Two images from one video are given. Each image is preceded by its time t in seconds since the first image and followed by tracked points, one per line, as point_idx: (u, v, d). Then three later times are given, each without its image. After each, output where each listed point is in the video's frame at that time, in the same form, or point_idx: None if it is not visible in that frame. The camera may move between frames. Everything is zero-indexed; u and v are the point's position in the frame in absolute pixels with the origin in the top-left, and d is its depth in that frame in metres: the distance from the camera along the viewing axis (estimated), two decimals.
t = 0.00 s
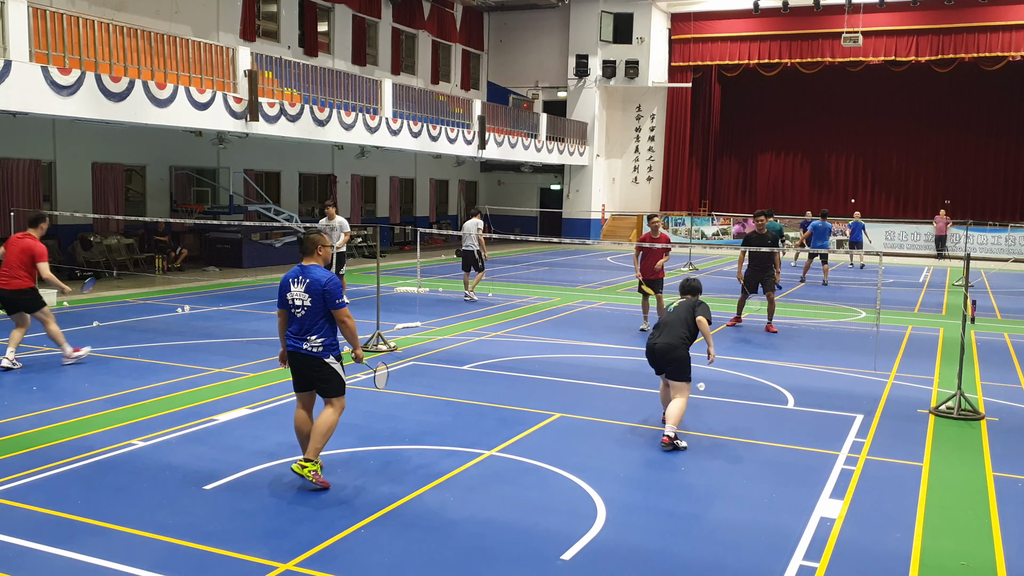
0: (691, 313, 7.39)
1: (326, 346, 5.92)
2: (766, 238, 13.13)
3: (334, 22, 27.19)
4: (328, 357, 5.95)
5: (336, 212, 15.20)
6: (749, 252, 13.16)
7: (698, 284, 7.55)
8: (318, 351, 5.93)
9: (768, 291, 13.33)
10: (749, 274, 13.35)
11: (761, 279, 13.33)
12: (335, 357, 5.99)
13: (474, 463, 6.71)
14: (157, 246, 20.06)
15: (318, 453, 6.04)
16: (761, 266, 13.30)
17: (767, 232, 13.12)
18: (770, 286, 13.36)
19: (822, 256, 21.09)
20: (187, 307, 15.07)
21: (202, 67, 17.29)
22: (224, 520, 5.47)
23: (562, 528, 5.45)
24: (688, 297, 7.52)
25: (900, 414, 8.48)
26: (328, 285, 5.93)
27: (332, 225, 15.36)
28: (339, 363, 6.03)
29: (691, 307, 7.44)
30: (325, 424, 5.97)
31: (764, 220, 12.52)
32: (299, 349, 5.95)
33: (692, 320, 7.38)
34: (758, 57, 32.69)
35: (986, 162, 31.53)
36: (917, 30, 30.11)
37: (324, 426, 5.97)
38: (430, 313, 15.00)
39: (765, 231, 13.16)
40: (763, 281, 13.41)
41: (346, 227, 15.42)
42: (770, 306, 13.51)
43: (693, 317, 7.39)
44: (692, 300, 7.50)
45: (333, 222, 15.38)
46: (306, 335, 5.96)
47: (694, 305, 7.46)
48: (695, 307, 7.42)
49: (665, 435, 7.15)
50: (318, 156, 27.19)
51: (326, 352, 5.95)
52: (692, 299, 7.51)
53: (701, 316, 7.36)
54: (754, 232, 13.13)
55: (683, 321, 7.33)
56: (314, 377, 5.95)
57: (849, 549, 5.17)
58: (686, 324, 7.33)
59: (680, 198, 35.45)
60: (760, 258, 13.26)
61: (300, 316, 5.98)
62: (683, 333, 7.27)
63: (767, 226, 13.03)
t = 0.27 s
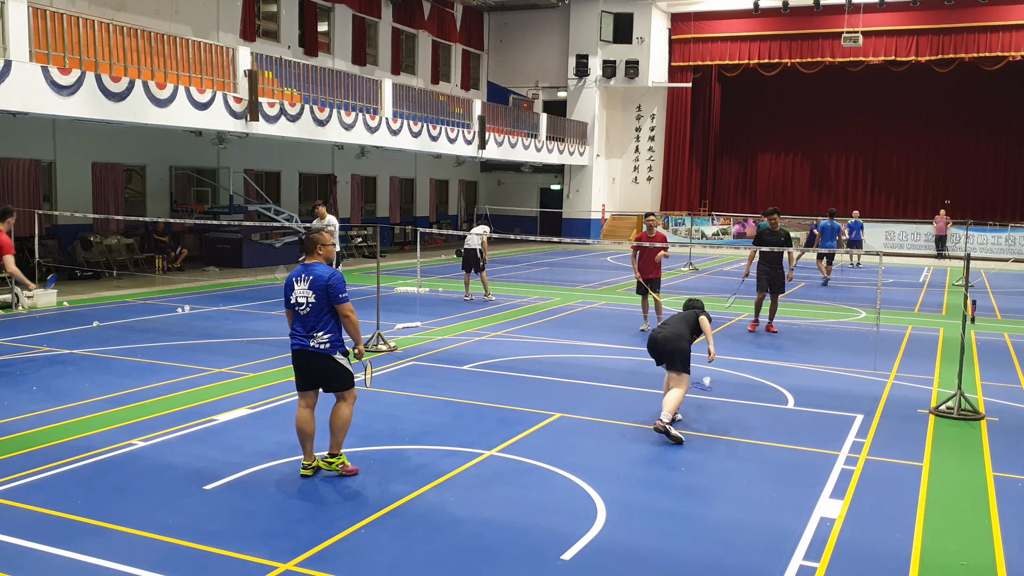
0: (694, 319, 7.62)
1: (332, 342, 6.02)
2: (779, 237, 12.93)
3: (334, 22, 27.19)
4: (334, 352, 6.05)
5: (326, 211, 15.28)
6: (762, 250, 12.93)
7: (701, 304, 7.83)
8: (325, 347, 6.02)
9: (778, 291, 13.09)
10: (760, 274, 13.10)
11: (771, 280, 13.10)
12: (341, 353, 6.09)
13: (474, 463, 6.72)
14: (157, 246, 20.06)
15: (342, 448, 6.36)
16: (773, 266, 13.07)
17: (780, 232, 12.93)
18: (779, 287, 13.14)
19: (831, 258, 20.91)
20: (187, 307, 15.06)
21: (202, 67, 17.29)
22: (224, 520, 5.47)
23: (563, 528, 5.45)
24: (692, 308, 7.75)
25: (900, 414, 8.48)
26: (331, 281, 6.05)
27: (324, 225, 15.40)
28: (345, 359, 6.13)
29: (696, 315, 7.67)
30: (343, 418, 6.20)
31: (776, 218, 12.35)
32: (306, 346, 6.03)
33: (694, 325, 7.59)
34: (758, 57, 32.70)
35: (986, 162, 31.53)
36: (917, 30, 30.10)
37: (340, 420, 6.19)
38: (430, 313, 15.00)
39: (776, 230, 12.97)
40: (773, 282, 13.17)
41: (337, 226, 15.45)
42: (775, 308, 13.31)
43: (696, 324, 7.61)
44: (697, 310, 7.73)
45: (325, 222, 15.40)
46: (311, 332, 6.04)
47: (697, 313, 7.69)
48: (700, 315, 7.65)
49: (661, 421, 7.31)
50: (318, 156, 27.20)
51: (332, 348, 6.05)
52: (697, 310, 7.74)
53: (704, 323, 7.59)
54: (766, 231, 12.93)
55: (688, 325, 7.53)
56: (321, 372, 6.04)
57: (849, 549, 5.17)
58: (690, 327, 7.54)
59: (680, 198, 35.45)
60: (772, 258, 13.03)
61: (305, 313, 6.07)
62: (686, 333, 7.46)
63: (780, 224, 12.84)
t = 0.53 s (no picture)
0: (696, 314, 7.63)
1: (343, 340, 6.07)
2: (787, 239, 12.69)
3: (334, 22, 27.19)
4: (345, 350, 6.11)
5: (320, 210, 15.28)
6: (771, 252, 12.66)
7: (707, 303, 7.83)
8: (335, 345, 6.07)
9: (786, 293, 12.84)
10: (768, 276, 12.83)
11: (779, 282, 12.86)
12: (351, 351, 6.15)
13: (474, 463, 6.71)
14: (157, 245, 20.06)
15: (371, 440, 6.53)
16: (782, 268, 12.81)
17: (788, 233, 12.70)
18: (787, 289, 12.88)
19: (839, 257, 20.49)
20: (187, 307, 15.06)
21: (202, 67, 17.29)
22: (224, 520, 5.47)
23: (563, 528, 5.45)
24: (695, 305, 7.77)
25: (900, 414, 8.48)
26: (341, 281, 6.10)
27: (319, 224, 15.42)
28: (356, 357, 6.19)
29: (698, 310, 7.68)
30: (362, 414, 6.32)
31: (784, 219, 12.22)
32: (316, 344, 6.07)
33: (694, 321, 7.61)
34: (758, 57, 32.69)
35: (986, 162, 31.53)
36: (917, 30, 30.10)
37: (359, 415, 6.30)
38: (430, 313, 15.00)
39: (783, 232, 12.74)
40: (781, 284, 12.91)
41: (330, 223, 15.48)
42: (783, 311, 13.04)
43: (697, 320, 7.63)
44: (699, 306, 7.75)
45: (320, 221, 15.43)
46: (322, 330, 6.09)
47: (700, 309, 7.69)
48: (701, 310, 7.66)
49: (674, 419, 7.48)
50: (318, 156, 27.21)
51: (343, 346, 6.10)
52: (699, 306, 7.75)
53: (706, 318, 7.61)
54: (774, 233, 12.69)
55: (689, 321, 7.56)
56: (332, 370, 6.09)
57: (849, 549, 5.17)
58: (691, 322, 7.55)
59: (680, 198, 35.46)
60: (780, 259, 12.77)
61: (315, 313, 6.12)
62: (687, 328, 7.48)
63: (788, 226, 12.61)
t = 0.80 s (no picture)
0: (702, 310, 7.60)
1: (364, 342, 6.11)
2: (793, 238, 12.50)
3: (334, 22, 27.19)
4: (365, 354, 6.14)
5: (316, 210, 15.27)
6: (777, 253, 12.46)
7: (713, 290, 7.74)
8: (358, 347, 6.13)
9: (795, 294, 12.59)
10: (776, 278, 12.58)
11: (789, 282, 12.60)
12: (372, 354, 6.16)
13: (474, 463, 6.72)
14: (157, 245, 20.07)
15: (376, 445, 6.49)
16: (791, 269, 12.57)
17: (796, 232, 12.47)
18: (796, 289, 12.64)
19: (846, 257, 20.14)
20: (187, 307, 15.07)
21: (202, 67, 17.29)
22: (223, 520, 5.47)
23: (563, 528, 5.45)
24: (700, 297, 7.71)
25: (899, 414, 8.48)
26: (362, 286, 6.06)
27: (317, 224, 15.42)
28: (377, 359, 6.20)
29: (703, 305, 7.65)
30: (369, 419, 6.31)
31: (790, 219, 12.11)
32: (339, 345, 6.15)
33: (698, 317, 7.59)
34: (758, 57, 32.69)
35: (986, 162, 31.54)
36: (917, 30, 30.10)
37: (365, 422, 6.28)
38: (430, 313, 15.01)
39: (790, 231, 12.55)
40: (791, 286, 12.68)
41: (327, 221, 15.47)
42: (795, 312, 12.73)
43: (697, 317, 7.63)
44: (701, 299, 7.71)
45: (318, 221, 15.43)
46: (345, 332, 6.15)
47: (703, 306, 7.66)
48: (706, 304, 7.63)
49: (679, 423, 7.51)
50: (318, 156, 27.21)
51: (362, 350, 6.13)
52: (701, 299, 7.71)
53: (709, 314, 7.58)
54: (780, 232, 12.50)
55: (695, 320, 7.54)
56: (350, 373, 6.16)
57: (849, 549, 5.17)
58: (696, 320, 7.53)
59: (680, 198, 35.46)
60: (789, 259, 12.56)
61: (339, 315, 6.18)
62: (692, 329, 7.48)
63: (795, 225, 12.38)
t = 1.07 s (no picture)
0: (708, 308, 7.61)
1: (386, 340, 6.22)
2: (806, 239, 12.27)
3: (334, 22, 27.20)
4: (388, 351, 6.26)
5: (317, 209, 15.27)
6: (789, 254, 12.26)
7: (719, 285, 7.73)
8: (379, 344, 6.24)
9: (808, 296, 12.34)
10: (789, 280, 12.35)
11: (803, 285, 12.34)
12: (395, 352, 6.29)
13: (474, 463, 6.72)
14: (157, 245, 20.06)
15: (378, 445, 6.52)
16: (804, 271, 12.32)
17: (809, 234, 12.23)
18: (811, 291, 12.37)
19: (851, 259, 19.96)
20: (187, 307, 15.07)
21: (202, 67, 17.29)
22: (223, 520, 5.47)
23: (563, 528, 5.45)
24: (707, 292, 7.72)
25: (899, 414, 8.49)
26: (390, 284, 6.21)
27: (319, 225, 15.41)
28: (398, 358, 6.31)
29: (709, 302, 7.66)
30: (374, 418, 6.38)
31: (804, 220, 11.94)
32: (362, 342, 6.28)
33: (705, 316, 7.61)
34: (758, 57, 32.69)
35: (986, 161, 31.53)
36: (917, 30, 30.10)
37: (372, 420, 6.36)
38: (430, 313, 15.01)
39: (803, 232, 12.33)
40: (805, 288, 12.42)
41: (330, 220, 15.46)
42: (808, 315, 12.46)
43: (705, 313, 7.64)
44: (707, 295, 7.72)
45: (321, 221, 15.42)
46: (369, 329, 6.28)
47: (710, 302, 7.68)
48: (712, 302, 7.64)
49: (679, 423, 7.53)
50: (318, 156, 27.21)
51: (385, 346, 6.25)
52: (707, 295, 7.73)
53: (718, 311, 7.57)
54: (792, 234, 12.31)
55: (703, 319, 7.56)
56: (372, 369, 6.27)
57: (849, 549, 5.17)
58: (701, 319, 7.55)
59: (680, 198, 35.45)
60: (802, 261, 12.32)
61: (365, 312, 6.30)
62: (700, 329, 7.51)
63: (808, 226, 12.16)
